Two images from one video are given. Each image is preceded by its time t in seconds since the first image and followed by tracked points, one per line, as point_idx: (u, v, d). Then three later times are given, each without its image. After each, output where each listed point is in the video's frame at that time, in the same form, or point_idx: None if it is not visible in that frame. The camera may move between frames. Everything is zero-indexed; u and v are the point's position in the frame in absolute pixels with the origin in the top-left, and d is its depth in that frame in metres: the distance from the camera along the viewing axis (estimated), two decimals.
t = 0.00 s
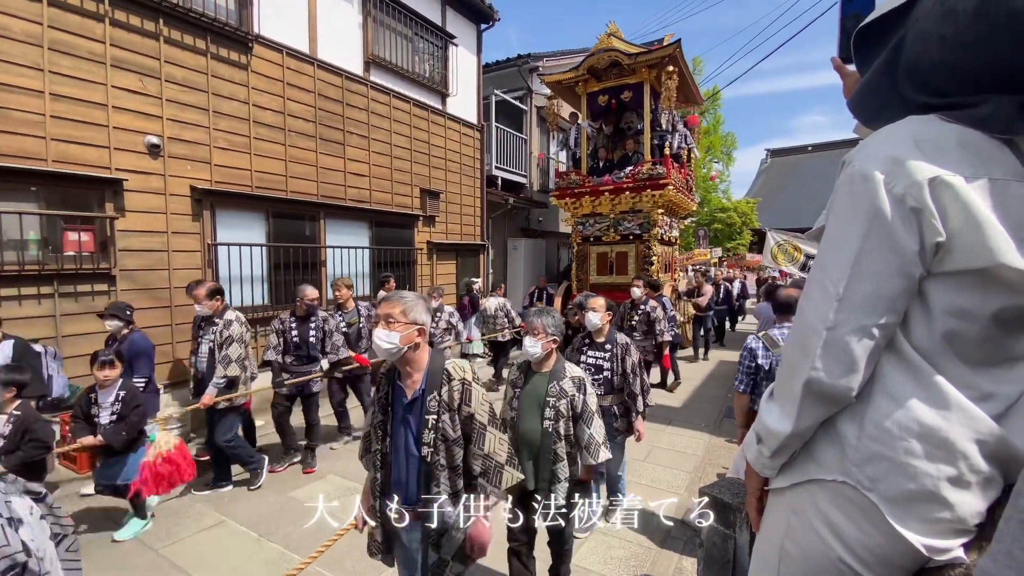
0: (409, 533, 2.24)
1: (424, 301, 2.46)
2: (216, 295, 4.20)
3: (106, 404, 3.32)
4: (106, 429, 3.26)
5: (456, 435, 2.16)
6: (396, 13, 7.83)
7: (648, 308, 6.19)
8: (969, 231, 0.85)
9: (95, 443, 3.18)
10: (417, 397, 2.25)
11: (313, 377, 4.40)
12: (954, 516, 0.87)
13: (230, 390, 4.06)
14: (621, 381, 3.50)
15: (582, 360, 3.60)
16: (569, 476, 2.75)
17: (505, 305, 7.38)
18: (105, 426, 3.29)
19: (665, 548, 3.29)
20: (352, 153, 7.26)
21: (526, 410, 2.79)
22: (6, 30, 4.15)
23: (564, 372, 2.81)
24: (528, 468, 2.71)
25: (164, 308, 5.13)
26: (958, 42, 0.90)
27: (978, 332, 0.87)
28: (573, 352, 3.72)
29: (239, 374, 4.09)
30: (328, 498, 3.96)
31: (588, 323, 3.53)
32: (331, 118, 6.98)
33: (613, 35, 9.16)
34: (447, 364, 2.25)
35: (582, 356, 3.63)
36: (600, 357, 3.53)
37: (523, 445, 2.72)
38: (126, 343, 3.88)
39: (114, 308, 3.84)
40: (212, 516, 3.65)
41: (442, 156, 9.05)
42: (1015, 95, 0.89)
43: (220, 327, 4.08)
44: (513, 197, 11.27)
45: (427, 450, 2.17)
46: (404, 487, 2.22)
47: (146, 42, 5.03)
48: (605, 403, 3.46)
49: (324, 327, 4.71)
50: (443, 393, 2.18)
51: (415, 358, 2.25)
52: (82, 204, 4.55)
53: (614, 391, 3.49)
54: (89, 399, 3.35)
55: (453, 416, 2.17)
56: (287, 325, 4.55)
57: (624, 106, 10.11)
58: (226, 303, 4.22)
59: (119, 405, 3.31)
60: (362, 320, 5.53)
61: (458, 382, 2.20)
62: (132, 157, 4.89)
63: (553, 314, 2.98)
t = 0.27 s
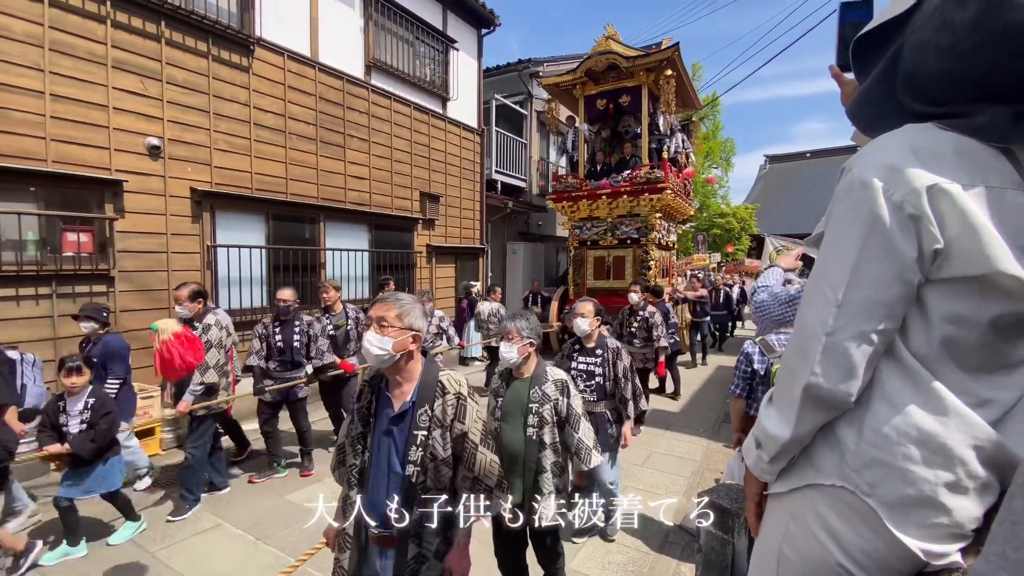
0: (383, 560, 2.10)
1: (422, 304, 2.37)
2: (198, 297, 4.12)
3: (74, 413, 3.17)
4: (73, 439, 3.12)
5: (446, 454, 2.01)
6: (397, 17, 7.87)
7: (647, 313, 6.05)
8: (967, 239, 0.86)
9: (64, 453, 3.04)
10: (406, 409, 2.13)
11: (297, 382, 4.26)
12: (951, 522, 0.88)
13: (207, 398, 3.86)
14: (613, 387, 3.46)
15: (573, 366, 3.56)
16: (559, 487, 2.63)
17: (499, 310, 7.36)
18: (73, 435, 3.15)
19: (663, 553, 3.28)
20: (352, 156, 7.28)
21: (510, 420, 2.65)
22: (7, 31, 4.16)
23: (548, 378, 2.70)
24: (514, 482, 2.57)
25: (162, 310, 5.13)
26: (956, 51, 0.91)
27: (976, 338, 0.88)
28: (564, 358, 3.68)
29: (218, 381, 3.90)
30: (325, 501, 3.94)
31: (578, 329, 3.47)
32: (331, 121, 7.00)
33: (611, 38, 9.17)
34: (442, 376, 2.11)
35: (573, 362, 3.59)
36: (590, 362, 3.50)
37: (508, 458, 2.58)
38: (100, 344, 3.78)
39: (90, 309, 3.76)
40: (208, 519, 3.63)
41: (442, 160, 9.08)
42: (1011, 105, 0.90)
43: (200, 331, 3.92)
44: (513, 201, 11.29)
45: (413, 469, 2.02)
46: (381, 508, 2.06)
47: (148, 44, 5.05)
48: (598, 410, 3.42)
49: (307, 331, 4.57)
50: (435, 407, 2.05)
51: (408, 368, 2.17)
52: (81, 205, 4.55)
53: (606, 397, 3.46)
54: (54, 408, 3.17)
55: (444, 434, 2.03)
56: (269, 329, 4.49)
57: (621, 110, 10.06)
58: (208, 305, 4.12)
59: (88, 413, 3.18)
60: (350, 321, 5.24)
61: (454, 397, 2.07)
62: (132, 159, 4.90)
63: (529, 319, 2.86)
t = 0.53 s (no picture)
0: None
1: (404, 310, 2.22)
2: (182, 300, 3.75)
3: (34, 420, 3.04)
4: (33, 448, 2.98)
5: (426, 473, 1.94)
6: (397, 23, 7.91)
7: (644, 322, 5.74)
8: (965, 251, 0.85)
9: (25, 463, 2.86)
10: (382, 426, 2.01)
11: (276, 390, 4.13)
12: (950, 536, 0.87)
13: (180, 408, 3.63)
14: (606, 398, 3.31)
15: (565, 376, 3.41)
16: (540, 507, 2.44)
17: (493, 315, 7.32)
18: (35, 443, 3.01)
19: (660, 562, 3.26)
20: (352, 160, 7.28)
21: (492, 432, 2.55)
22: (8, 34, 4.16)
23: (529, 389, 2.55)
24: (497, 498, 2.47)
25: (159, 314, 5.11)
26: (954, 64, 0.92)
27: (974, 351, 0.88)
28: (556, 367, 3.54)
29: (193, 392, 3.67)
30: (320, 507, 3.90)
31: (570, 337, 3.34)
32: (331, 126, 7.00)
33: (608, 42, 9.17)
34: (422, 388, 2.02)
35: (565, 372, 3.45)
36: (582, 371, 3.36)
37: (488, 472, 2.47)
38: (77, 347, 3.60)
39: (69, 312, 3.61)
40: (203, 525, 3.60)
41: (441, 165, 9.09)
42: (1010, 117, 0.91)
43: (176, 338, 3.65)
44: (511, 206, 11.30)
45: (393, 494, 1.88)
46: (363, 532, 1.96)
47: (148, 48, 5.05)
48: (590, 421, 3.26)
49: (286, 335, 4.50)
50: (416, 422, 1.94)
51: (385, 380, 2.05)
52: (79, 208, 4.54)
53: (599, 408, 3.30)
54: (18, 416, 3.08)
55: (424, 451, 1.94)
56: (246, 334, 4.44)
57: (618, 115, 10.33)
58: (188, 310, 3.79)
59: (50, 421, 3.04)
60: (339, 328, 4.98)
61: (435, 410, 1.97)
62: (131, 162, 4.90)
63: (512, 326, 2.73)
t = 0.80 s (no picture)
0: None
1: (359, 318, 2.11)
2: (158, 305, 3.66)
3: None
4: None
5: (384, 494, 1.82)
6: (396, 29, 7.95)
7: (634, 327, 5.62)
8: (959, 259, 0.87)
9: None
10: (335, 444, 1.91)
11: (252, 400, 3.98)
12: (945, 542, 0.88)
13: (152, 417, 3.50)
14: (602, 413, 3.21)
15: (560, 388, 3.34)
16: (526, 521, 2.43)
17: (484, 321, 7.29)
18: None
19: (657, 569, 3.25)
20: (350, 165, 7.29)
21: (479, 447, 2.53)
22: (8, 37, 4.17)
23: (517, 400, 2.49)
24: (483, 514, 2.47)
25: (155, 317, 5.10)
26: (947, 76, 0.93)
27: (967, 358, 0.89)
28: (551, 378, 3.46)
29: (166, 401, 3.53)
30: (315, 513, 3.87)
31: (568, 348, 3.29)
32: (329, 130, 7.02)
33: (603, 47, 9.19)
34: (379, 399, 1.91)
35: (559, 383, 3.38)
36: (577, 384, 3.28)
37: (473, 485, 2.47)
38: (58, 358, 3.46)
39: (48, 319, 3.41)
40: (197, 530, 3.58)
41: (439, 170, 9.11)
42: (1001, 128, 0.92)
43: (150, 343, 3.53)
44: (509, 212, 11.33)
45: (350, 517, 1.79)
46: (316, 563, 1.84)
47: (148, 52, 5.07)
48: (583, 435, 3.16)
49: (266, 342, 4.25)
50: (372, 439, 1.84)
51: (337, 394, 1.94)
52: (76, 211, 4.54)
53: (594, 423, 3.21)
54: None
55: (382, 469, 1.84)
56: (224, 341, 4.20)
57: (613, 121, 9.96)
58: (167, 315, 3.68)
59: (9, 428, 2.93)
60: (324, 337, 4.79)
61: (393, 425, 1.87)
62: (129, 165, 4.89)
63: (502, 335, 2.68)
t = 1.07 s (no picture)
0: None
1: (289, 321, 2.02)
2: (129, 312, 3.51)
3: None
4: None
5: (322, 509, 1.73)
6: (395, 36, 7.98)
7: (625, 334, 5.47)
8: (957, 268, 0.86)
9: None
10: (265, 457, 1.83)
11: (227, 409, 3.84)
12: (945, 553, 0.87)
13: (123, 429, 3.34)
14: (599, 425, 3.13)
15: (556, 397, 3.30)
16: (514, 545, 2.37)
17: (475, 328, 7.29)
18: None
19: None
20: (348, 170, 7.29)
21: (463, 464, 2.47)
22: (7, 41, 4.17)
23: (510, 417, 2.44)
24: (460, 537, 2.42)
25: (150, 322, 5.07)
26: (945, 84, 0.93)
27: (966, 367, 0.89)
28: (549, 385, 3.41)
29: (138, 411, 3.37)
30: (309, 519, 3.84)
31: (568, 354, 3.24)
32: (328, 136, 7.03)
33: (598, 52, 9.19)
34: (312, 407, 1.84)
35: (557, 392, 3.33)
36: (575, 394, 3.22)
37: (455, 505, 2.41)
38: (36, 365, 3.33)
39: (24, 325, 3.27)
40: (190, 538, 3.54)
41: (437, 175, 9.13)
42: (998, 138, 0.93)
43: (120, 351, 3.39)
44: (507, 218, 11.35)
45: (281, 535, 1.72)
46: None
47: (147, 57, 5.07)
48: (579, 448, 3.12)
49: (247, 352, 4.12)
50: (305, 450, 1.77)
51: (265, 402, 1.86)
52: (74, 216, 4.53)
53: (592, 435, 3.14)
54: None
55: (318, 483, 1.75)
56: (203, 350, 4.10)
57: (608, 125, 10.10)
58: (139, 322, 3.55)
59: None
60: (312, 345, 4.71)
61: (329, 434, 1.79)
62: (127, 169, 4.88)
63: (499, 344, 2.62)
